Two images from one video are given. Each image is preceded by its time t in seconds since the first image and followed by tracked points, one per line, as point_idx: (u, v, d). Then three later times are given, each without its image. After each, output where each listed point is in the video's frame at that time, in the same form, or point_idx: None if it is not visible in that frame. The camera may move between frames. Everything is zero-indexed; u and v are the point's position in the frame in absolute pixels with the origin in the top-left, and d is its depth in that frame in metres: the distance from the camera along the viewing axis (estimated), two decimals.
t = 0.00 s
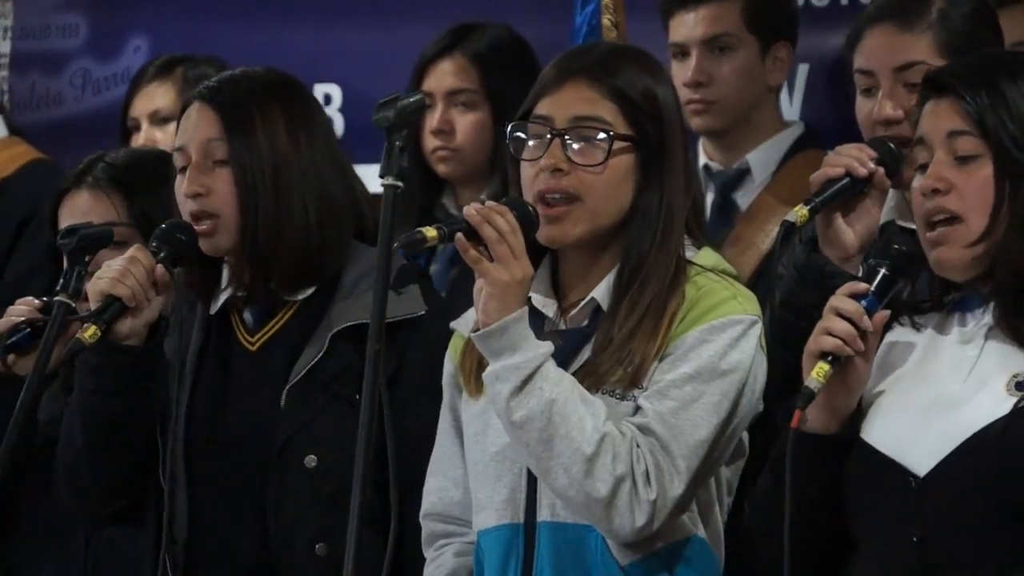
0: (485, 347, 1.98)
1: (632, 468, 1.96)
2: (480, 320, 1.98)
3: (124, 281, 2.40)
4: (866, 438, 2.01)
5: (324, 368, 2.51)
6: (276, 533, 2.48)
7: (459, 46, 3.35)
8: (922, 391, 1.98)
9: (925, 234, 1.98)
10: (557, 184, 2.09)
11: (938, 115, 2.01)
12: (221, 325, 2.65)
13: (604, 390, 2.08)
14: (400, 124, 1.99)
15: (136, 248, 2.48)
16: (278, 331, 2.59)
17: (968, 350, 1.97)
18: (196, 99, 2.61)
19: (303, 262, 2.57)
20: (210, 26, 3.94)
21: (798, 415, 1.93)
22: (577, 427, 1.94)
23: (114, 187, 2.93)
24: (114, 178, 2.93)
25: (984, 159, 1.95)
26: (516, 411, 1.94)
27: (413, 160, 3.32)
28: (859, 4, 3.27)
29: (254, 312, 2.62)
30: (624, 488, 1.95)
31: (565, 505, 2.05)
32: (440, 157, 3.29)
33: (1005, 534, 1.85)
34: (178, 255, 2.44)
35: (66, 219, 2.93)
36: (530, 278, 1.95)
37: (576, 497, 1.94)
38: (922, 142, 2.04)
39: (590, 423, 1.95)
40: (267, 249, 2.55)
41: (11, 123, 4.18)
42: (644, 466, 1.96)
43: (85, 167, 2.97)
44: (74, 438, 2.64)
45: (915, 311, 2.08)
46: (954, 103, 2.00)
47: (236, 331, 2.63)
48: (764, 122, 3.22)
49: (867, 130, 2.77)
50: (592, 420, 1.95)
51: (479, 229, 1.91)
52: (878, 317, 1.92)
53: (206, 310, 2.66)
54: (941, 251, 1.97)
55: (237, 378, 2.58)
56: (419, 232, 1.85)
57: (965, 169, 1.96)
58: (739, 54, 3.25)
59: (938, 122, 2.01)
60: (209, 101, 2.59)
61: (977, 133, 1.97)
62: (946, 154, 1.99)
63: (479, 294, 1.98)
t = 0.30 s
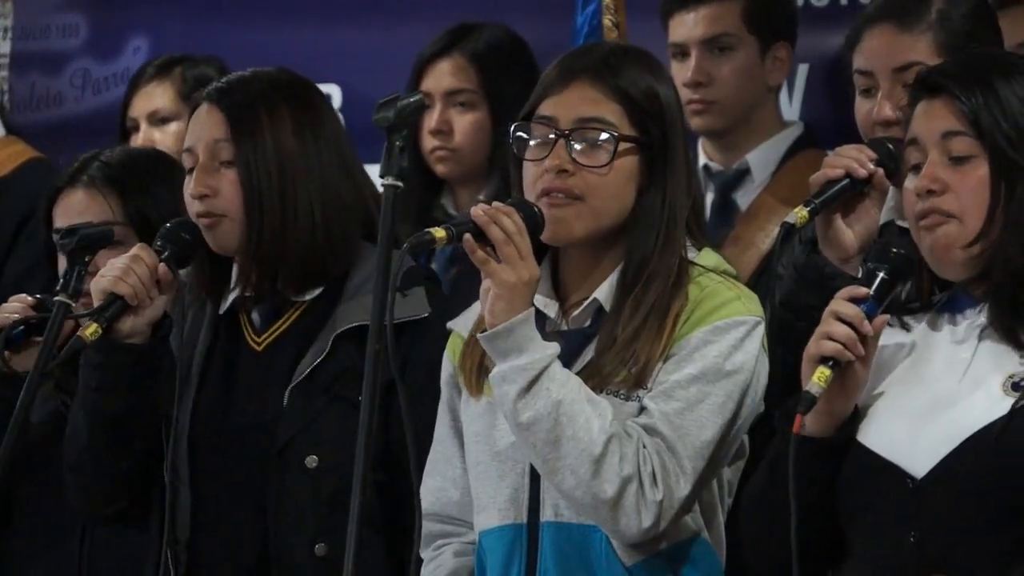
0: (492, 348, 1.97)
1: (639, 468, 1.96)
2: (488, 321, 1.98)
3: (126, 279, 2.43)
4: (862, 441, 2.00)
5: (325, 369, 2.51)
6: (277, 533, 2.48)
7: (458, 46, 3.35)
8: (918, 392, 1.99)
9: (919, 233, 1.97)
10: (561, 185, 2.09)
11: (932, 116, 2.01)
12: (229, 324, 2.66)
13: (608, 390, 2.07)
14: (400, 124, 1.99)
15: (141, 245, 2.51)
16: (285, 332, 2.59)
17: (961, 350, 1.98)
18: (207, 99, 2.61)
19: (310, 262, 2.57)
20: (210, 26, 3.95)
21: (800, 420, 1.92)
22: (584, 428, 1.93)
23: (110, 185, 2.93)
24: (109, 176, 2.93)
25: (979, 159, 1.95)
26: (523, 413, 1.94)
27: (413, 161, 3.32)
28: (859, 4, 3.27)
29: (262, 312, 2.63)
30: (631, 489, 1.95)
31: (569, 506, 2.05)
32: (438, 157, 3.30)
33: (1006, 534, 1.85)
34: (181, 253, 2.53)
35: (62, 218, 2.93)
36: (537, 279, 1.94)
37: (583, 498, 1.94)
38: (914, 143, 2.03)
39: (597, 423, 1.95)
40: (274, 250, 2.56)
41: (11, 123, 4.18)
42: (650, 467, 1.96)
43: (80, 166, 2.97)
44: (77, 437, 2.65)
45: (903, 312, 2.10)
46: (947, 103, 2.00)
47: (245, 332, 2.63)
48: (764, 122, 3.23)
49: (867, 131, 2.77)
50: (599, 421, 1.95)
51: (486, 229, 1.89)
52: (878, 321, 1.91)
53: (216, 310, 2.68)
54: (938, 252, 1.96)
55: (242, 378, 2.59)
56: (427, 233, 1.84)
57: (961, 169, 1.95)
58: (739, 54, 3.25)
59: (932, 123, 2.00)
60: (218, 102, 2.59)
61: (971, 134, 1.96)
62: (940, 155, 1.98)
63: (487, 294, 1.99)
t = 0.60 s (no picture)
0: (499, 359, 1.97)
1: (648, 475, 1.96)
2: (495, 332, 1.97)
3: (135, 279, 2.39)
4: (861, 442, 2.00)
5: (334, 368, 2.52)
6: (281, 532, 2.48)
7: (456, 46, 3.35)
8: (917, 393, 1.99)
9: (915, 231, 1.97)
10: (561, 187, 2.09)
11: (930, 114, 2.00)
12: (236, 322, 2.66)
13: (614, 393, 2.07)
14: (399, 124, 1.99)
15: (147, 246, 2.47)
16: (292, 331, 2.60)
17: (959, 351, 1.99)
18: (210, 102, 2.61)
19: (321, 262, 2.58)
20: (210, 26, 3.95)
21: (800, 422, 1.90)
22: (593, 436, 1.93)
23: (113, 184, 2.93)
24: (112, 175, 2.93)
25: (977, 158, 1.95)
26: (532, 422, 1.94)
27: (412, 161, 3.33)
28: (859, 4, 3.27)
29: (267, 314, 2.63)
30: (641, 497, 1.94)
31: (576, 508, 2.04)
32: (437, 157, 3.30)
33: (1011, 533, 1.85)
34: (189, 254, 2.43)
35: (64, 216, 2.93)
36: (543, 289, 1.93)
37: (593, 505, 1.94)
38: (912, 141, 2.02)
39: (606, 431, 1.95)
40: (281, 252, 2.56)
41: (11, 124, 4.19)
42: (660, 474, 1.96)
43: (83, 164, 2.96)
44: (83, 437, 2.64)
45: (898, 312, 2.09)
46: (946, 101, 1.99)
47: (250, 331, 2.63)
48: (764, 122, 3.22)
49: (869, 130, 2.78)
50: (607, 428, 1.95)
51: (491, 242, 1.87)
52: (878, 322, 1.91)
53: (221, 310, 2.68)
54: (932, 249, 1.96)
55: (250, 376, 2.59)
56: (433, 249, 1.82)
57: (959, 168, 1.95)
58: (739, 54, 3.24)
59: (931, 121, 2.00)
60: (222, 104, 2.59)
61: (970, 132, 1.96)
62: (938, 153, 1.97)
63: (494, 304, 1.96)
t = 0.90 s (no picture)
0: (501, 371, 1.96)
1: (653, 483, 1.95)
2: (496, 343, 1.96)
3: (143, 280, 2.37)
4: (867, 444, 1.99)
5: (338, 370, 2.51)
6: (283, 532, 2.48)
7: (455, 46, 3.34)
8: (923, 396, 1.97)
9: (917, 233, 1.97)
10: (561, 189, 2.08)
11: (927, 117, 2.00)
12: (236, 322, 2.65)
13: (617, 395, 2.06)
14: (399, 124, 1.98)
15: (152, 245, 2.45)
16: (294, 333, 2.58)
17: (964, 353, 1.97)
18: (215, 100, 2.60)
19: (322, 263, 2.57)
20: (210, 26, 3.94)
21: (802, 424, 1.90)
22: (596, 446, 1.93)
23: (116, 184, 2.92)
24: (115, 175, 2.92)
25: (976, 160, 1.94)
26: (535, 433, 1.93)
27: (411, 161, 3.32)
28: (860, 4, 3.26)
29: (270, 314, 2.62)
30: (646, 504, 1.94)
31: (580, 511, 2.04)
32: (436, 157, 3.29)
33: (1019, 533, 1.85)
34: (195, 254, 2.43)
35: (66, 216, 2.92)
36: (543, 300, 1.92)
37: (598, 514, 1.93)
38: (911, 144, 2.01)
39: (610, 439, 1.94)
40: (286, 255, 2.55)
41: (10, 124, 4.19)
42: (665, 481, 1.95)
43: (88, 163, 2.96)
44: (88, 437, 2.63)
45: (905, 313, 2.07)
46: (942, 104, 1.99)
47: (251, 331, 2.62)
48: (764, 122, 3.22)
49: (873, 128, 2.77)
50: (611, 436, 1.94)
51: (489, 255, 1.86)
52: (880, 325, 1.91)
53: (220, 309, 2.66)
54: (935, 251, 1.95)
55: (254, 374, 2.58)
56: (430, 268, 1.81)
57: (957, 169, 1.95)
58: (739, 54, 3.23)
59: (928, 124, 1.99)
60: (226, 102, 2.58)
61: (967, 134, 1.96)
62: (936, 155, 1.97)
63: (494, 317, 1.96)
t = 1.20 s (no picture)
0: (494, 382, 1.96)
1: (650, 491, 1.95)
2: (489, 356, 1.97)
3: (141, 281, 2.39)
4: (874, 444, 1.99)
5: (336, 370, 2.50)
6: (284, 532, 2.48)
7: (455, 46, 3.34)
8: (931, 396, 1.97)
9: (928, 232, 1.97)
10: (558, 191, 2.09)
11: (938, 116, 2.00)
12: (232, 323, 2.65)
13: (616, 398, 2.07)
14: (400, 124, 1.98)
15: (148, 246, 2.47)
16: (290, 333, 2.58)
17: (975, 354, 1.96)
18: (211, 100, 2.60)
19: (319, 263, 2.56)
20: (210, 26, 3.94)
21: (801, 419, 1.91)
22: (590, 456, 1.93)
23: (121, 184, 2.92)
24: (121, 176, 2.92)
25: (984, 159, 1.94)
26: (529, 445, 1.94)
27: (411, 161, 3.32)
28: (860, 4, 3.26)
29: (265, 314, 2.61)
30: (644, 512, 1.94)
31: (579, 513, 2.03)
32: (436, 157, 3.29)
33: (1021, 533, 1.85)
34: (192, 255, 2.46)
35: (71, 216, 2.92)
36: (533, 311, 1.93)
37: (596, 523, 1.94)
38: (923, 143, 2.02)
39: (604, 448, 1.94)
40: (283, 255, 2.55)
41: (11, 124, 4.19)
42: (662, 488, 1.96)
43: (93, 161, 2.96)
44: (85, 436, 2.63)
45: (922, 313, 2.05)
46: (952, 104, 1.99)
47: (247, 331, 2.62)
48: (764, 122, 3.22)
49: (872, 128, 2.76)
50: (605, 446, 1.94)
51: (476, 269, 1.89)
52: (883, 323, 1.90)
53: (216, 310, 2.65)
54: (944, 250, 1.95)
55: (252, 375, 2.58)
56: (414, 289, 1.85)
57: (966, 168, 1.95)
58: (739, 54, 3.22)
59: (939, 122, 1.99)
60: (223, 102, 2.58)
61: (977, 133, 1.96)
62: (947, 155, 1.97)
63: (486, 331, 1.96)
